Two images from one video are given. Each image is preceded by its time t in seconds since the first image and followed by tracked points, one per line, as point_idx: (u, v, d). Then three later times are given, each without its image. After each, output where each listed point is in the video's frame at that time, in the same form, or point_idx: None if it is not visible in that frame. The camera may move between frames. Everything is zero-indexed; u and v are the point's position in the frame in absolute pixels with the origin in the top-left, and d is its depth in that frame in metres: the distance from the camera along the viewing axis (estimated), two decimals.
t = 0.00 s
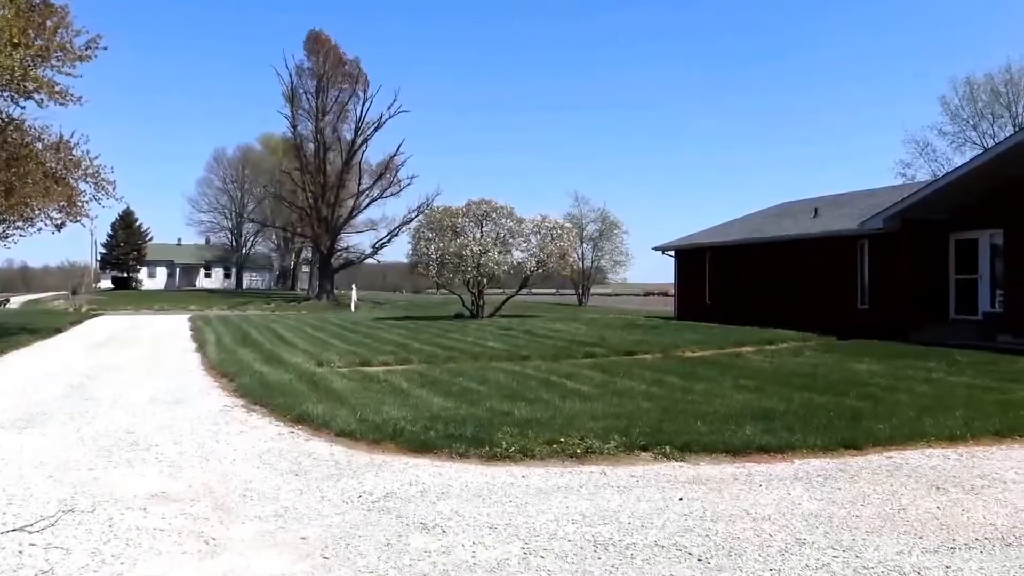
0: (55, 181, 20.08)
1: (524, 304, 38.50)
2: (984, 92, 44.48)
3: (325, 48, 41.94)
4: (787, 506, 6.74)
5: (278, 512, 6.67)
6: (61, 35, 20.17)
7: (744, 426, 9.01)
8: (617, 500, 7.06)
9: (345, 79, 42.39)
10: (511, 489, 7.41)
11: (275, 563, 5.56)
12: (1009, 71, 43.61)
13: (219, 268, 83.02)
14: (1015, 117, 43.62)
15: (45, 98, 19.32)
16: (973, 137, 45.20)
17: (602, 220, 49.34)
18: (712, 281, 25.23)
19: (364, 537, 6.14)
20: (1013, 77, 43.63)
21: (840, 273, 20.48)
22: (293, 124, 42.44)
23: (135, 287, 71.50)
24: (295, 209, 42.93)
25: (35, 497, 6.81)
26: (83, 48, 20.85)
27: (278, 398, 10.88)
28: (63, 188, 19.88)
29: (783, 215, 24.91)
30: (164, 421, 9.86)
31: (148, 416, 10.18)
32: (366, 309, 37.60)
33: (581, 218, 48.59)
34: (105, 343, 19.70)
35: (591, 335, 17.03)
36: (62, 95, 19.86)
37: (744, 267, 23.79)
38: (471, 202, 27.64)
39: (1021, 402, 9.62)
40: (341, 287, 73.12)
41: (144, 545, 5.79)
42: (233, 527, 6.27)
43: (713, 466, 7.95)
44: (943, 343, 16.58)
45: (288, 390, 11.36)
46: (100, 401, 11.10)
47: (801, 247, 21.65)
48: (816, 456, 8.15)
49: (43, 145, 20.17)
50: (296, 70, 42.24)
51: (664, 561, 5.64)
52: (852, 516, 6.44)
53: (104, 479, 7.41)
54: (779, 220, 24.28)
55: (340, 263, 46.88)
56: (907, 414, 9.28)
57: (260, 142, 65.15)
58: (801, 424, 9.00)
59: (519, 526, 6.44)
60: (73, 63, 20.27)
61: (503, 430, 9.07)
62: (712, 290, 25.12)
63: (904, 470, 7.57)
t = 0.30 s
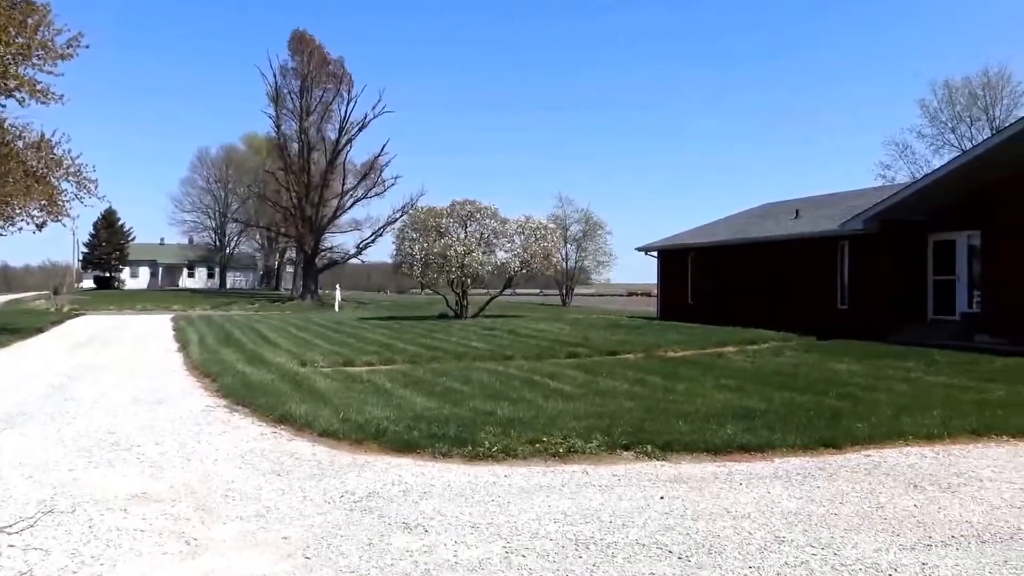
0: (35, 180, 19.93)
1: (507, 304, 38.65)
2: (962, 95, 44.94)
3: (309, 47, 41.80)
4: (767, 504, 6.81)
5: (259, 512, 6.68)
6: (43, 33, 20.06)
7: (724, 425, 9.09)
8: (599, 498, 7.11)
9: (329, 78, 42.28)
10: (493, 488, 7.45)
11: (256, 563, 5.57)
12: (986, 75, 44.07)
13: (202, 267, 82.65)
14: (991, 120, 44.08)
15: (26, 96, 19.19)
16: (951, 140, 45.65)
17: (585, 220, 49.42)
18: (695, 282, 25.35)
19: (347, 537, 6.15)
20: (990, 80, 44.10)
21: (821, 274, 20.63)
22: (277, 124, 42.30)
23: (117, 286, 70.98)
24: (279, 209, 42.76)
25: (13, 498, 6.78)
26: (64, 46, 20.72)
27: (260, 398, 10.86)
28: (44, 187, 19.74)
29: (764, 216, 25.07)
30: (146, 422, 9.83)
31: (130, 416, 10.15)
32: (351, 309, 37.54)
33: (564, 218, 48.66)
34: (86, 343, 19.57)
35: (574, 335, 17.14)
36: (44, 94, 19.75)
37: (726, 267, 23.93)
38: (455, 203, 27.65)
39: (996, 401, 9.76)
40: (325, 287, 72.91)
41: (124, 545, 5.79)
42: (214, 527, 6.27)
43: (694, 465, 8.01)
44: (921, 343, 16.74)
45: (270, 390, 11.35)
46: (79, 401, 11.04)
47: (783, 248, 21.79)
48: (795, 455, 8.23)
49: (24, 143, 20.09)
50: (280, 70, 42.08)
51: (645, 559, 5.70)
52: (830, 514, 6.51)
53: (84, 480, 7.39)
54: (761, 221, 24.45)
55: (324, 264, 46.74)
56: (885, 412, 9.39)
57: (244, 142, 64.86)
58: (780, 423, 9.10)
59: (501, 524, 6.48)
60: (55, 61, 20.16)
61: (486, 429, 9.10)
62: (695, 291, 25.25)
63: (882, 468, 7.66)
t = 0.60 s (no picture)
0: (14, 179, 19.75)
1: (489, 304, 38.71)
2: (938, 98, 45.44)
3: (291, 47, 41.61)
4: (745, 503, 6.87)
5: (239, 513, 6.67)
6: (22, 31, 19.85)
7: (704, 424, 9.17)
8: (578, 497, 7.15)
9: (311, 78, 42.13)
10: (474, 488, 7.47)
11: (235, 563, 5.57)
12: (962, 79, 44.66)
13: (183, 267, 82.16)
14: (967, 123, 44.59)
15: (4, 95, 19.03)
16: (928, 143, 46.15)
17: (567, 220, 49.52)
18: (675, 282, 25.48)
19: (326, 537, 6.16)
20: (966, 84, 44.63)
21: (800, 274, 20.78)
22: (259, 123, 42.11)
23: (96, 286, 70.40)
24: (260, 209, 42.56)
25: None
26: (43, 44, 20.55)
27: (240, 398, 10.82)
28: (23, 186, 19.59)
29: (744, 218, 25.23)
30: (125, 422, 9.78)
31: (108, 416, 10.08)
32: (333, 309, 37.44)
33: (546, 218, 48.74)
34: (64, 343, 19.42)
35: (556, 335, 17.20)
36: (23, 92, 19.56)
37: (707, 268, 24.05)
38: (437, 203, 27.62)
39: (970, 400, 9.89)
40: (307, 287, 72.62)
41: (102, 546, 5.77)
42: (193, 528, 6.26)
43: (673, 464, 8.06)
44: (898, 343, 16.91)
45: (250, 390, 11.31)
46: (57, 402, 10.96)
47: (762, 250, 21.96)
48: (774, 454, 8.30)
49: (1, 142, 20.05)
50: (262, 69, 41.87)
51: (623, 558, 5.74)
52: (807, 512, 6.58)
53: (62, 480, 7.35)
54: (741, 222, 24.61)
55: (306, 264, 46.57)
56: (862, 412, 9.50)
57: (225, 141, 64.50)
58: (759, 422, 9.18)
59: (481, 524, 6.51)
60: (34, 60, 20.00)
61: (467, 429, 9.12)
62: (676, 291, 25.37)
63: (858, 467, 7.75)
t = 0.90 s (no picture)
0: None
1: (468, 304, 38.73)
2: (913, 102, 45.97)
3: (271, 46, 41.36)
4: (721, 501, 6.94)
5: (216, 513, 6.65)
6: None
7: (681, 424, 9.24)
8: (556, 497, 7.18)
9: (291, 78, 41.92)
10: (452, 487, 7.48)
11: (212, 564, 5.56)
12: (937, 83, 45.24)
13: (162, 267, 81.55)
14: (941, 126, 45.11)
15: None
16: (903, 146, 46.67)
17: (547, 221, 49.61)
18: (654, 282, 25.61)
19: (304, 537, 6.16)
20: (940, 87, 45.18)
21: (777, 275, 20.94)
22: (238, 123, 41.87)
23: (73, 286, 69.70)
24: (239, 208, 42.31)
25: None
26: (20, 43, 20.34)
27: (218, 398, 10.78)
28: None
29: (722, 219, 25.39)
30: (101, 423, 9.71)
31: (84, 417, 10.01)
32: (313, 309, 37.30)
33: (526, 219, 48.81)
34: (40, 343, 19.23)
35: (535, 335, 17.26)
36: None
37: (685, 269, 24.17)
38: (417, 203, 27.57)
39: (943, 399, 10.03)
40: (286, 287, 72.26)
41: (77, 547, 5.74)
42: (170, 528, 6.24)
43: (651, 463, 8.12)
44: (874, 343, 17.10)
45: (228, 390, 11.26)
46: (32, 402, 10.86)
47: (739, 250, 22.10)
48: (750, 453, 8.38)
49: None
50: (241, 68, 41.59)
51: (600, 556, 5.79)
52: (782, 511, 6.65)
53: (37, 481, 7.30)
54: (719, 223, 24.76)
55: (285, 263, 46.37)
56: (837, 411, 9.62)
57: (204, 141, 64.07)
58: (735, 421, 9.26)
59: (458, 523, 6.53)
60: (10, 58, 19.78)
61: (445, 429, 9.13)
62: (655, 291, 25.49)
63: (833, 465, 7.84)
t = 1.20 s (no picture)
0: None
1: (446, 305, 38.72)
2: (886, 104, 46.48)
3: (249, 45, 41.06)
4: (696, 500, 6.99)
5: (190, 514, 6.61)
6: None
7: (657, 423, 9.30)
8: (531, 497, 7.20)
9: (269, 77, 41.67)
10: (428, 487, 7.49)
11: (186, 565, 5.53)
12: (910, 86, 45.82)
13: (138, 266, 80.85)
14: (914, 128, 45.62)
15: None
16: (876, 147, 47.18)
17: (525, 221, 49.66)
18: (632, 282, 25.72)
19: (279, 538, 6.14)
20: (913, 90, 45.72)
21: (753, 276, 21.10)
22: (215, 122, 41.56)
23: (47, 285, 68.92)
24: (216, 208, 42.01)
25: None
26: None
27: (193, 398, 10.71)
28: None
29: (699, 220, 25.55)
30: (75, 423, 9.63)
31: (58, 417, 9.92)
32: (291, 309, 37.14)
33: (504, 219, 48.81)
34: (13, 343, 19.01)
35: (513, 335, 17.31)
36: None
37: (663, 269, 24.28)
38: (395, 203, 27.52)
39: (914, 398, 10.16)
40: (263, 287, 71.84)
41: (49, 548, 5.70)
42: (143, 529, 6.20)
43: (627, 462, 8.17)
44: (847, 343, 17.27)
45: (203, 390, 11.20)
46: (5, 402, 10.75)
47: (716, 250, 22.25)
48: (724, 451, 8.45)
49: None
50: (219, 67, 41.26)
51: (575, 555, 5.82)
52: (756, 509, 6.70)
53: (8, 482, 7.24)
54: (696, 224, 24.90)
55: (263, 263, 46.13)
56: (811, 410, 9.72)
57: (181, 139, 63.56)
58: (711, 420, 9.33)
59: (434, 523, 6.53)
60: None
61: (422, 429, 9.13)
62: (632, 292, 25.59)
63: (806, 464, 7.91)
